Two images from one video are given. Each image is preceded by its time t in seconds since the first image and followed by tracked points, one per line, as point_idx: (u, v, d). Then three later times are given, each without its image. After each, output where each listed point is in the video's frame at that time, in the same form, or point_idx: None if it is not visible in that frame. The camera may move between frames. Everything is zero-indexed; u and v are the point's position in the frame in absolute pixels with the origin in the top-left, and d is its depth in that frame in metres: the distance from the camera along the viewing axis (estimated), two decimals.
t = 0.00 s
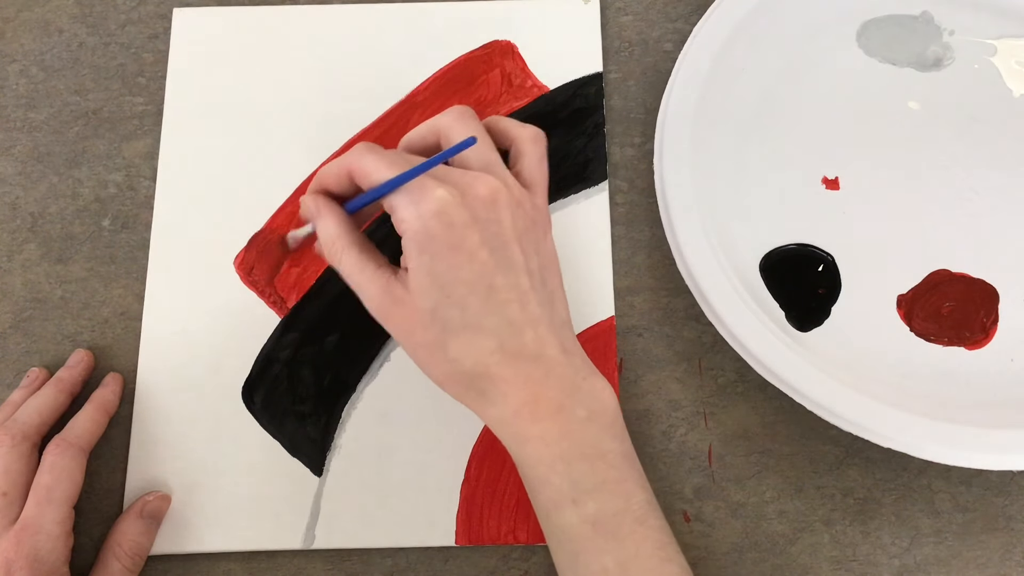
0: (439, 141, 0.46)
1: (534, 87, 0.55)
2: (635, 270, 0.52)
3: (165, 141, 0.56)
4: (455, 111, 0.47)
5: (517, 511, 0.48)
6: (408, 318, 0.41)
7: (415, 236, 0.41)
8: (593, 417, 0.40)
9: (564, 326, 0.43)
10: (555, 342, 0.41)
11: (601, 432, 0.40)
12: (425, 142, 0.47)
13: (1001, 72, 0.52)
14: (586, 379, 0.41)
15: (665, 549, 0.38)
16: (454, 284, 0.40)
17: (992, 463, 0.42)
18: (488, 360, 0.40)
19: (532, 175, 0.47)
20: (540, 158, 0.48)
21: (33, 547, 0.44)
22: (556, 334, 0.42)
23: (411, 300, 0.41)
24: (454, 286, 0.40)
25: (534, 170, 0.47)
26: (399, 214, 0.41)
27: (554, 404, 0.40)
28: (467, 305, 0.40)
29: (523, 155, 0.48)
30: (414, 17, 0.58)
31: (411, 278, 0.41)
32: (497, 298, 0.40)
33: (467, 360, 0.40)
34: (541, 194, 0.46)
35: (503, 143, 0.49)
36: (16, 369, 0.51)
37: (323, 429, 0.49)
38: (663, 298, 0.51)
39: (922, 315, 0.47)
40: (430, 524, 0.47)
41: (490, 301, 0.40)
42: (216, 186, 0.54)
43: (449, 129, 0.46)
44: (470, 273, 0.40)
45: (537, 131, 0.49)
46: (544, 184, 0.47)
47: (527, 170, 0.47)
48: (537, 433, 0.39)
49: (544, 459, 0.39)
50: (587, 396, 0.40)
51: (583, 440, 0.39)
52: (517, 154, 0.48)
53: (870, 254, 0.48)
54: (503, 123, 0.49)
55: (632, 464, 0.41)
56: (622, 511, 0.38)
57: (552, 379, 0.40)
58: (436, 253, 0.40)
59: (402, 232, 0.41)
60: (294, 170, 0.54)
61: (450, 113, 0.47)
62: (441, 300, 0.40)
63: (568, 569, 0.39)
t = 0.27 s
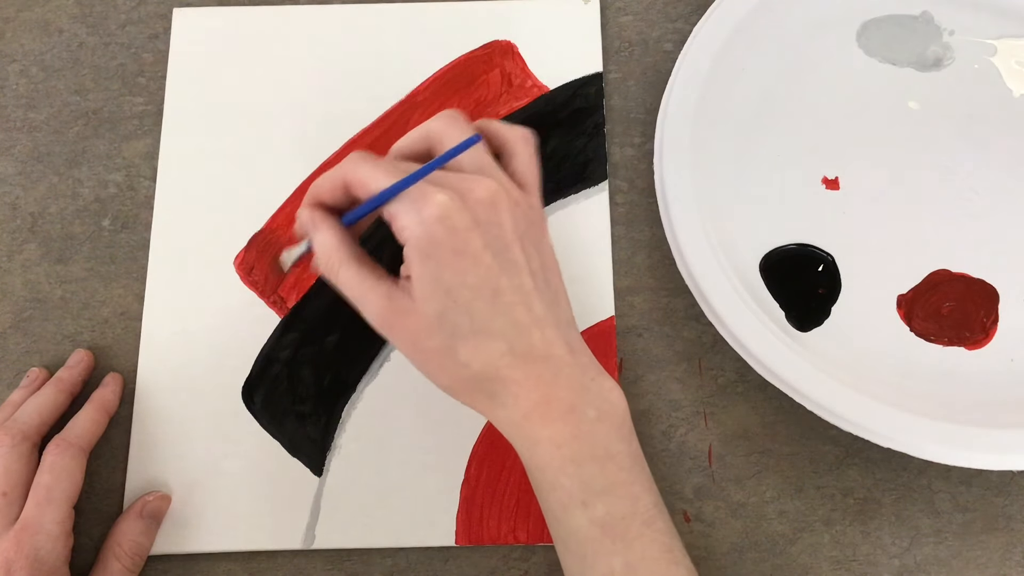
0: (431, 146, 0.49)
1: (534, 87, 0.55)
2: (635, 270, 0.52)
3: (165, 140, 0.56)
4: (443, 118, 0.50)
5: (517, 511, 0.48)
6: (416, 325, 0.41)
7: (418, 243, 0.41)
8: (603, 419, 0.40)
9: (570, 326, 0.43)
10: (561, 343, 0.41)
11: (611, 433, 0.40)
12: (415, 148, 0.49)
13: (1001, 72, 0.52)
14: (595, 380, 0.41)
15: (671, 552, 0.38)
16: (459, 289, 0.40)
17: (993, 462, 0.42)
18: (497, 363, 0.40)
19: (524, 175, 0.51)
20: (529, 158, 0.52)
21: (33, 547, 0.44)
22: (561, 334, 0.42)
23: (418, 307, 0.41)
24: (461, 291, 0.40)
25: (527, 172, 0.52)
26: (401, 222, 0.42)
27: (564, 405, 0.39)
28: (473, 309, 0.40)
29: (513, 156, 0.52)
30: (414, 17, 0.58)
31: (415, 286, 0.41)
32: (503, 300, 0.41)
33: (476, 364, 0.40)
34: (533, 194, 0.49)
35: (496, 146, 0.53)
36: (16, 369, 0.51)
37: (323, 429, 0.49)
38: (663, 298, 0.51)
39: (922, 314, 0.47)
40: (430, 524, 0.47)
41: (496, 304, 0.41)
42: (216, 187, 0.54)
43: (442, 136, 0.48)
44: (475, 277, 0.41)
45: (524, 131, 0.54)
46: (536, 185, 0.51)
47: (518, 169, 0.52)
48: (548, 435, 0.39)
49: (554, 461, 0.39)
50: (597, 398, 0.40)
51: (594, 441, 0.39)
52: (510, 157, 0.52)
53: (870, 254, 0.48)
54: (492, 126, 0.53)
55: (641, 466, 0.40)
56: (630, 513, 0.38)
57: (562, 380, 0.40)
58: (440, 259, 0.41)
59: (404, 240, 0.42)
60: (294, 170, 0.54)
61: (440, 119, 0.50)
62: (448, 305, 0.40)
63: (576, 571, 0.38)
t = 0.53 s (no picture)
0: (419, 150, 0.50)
1: (534, 87, 0.55)
2: (635, 270, 0.52)
3: (165, 140, 0.56)
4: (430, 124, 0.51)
5: (517, 511, 0.48)
6: (415, 334, 0.40)
7: (415, 251, 0.41)
8: (607, 420, 0.40)
9: (572, 327, 0.43)
10: (564, 345, 0.41)
11: (615, 435, 0.40)
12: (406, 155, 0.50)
13: (1001, 73, 0.52)
14: (599, 381, 0.41)
15: (675, 553, 0.38)
16: (458, 296, 0.40)
17: (994, 462, 0.42)
18: (499, 368, 0.40)
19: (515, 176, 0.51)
20: (518, 159, 0.52)
21: (33, 547, 0.44)
22: (564, 335, 0.42)
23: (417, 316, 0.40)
24: (460, 297, 0.40)
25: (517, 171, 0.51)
26: (396, 231, 0.42)
27: (568, 407, 0.40)
28: (473, 315, 0.40)
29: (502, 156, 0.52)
30: (414, 17, 0.58)
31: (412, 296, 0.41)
32: (502, 305, 0.40)
33: (478, 369, 0.40)
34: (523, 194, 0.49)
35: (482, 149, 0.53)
36: (16, 369, 0.51)
37: (323, 429, 0.49)
38: (663, 298, 0.51)
39: (922, 314, 0.47)
40: (430, 524, 0.47)
41: (495, 309, 0.40)
42: (216, 187, 0.54)
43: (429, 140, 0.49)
44: (473, 283, 0.40)
45: (512, 135, 0.54)
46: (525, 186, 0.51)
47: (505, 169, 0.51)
48: (550, 437, 0.39)
49: (558, 463, 0.39)
50: (601, 399, 0.40)
51: (598, 443, 0.39)
52: (499, 157, 0.52)
53: (870, 254, 0.48)
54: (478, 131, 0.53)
55: (644, 467, 0.41)
56: (633, 515, 0.39)
57: (565, 382, 0.40)
58: (438, 267, 0.40)
59: (400, 248, 0.42)
60: (294, 170, 0.54)
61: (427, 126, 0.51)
62: (448, 313, 0.40)
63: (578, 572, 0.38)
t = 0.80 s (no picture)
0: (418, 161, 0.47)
1: (534, 87, 0.55)
2: (635, 270, 0.52)
3: (165, 141, 0.56)
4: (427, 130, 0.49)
5: (517, 511, 0.48)
6: (418, 342, 0.40)
7: (416, 258, 0.40)
8: (609, 424, 0.40)
9: (575, 330, 0.43)
10: (566, 348, 0.41)
11: (617, 439, 0.40)
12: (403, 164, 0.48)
13: (1001, 73, 0.52)
14: (601, 384, 0.41)
15: (677, 557, 0.38)
16: (460, 301, 0.40)
17: (994, 462, 0.42)
18: (502, 373, 0.39)
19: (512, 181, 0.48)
20: (514, 164, 0.50)
21: (33, 547, 0.44)
22: (568, 339, 0.42)
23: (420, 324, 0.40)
24: (462, 303, 0.40)
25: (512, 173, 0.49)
26: (396, 240, 0.41)
27: (571, 411, 0.40)
28: (475, 320, 0.40)
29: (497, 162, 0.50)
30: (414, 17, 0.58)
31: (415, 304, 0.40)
32: (504, 309, 0.40)
33: (481, 374, 0.40)
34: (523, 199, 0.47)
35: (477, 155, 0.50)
36: (16, 368, 0.51)
37: (323, 429, 0.49)
38: (663, 298, 0.51)
39: (922, 314, 0.47)
40: (430, 524, 0.47)
41: (498, 314, 0.40)
42: (216, 187, 0.54)
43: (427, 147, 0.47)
44: (475, 288, 0.40)
45: (506, 140, 0.52)
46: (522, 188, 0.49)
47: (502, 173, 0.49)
48: (554, 441, 0.39)
49: (561, 467, 0.39)
50: (603, 403, 0.41)
51: (601, 447, 0.39)
52: (495, 163, 0.50)
53: (870, 254, 0.48)
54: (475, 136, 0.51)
55: (647, 471, 0.41)
56: (636, 519, 0.39)
57: (568, 386, 0.40)
58: (439, 274, 0.40)
59: (400, 256, 0.41)
60: (294, 170, 0.54)
61: (423, 132, 0.48)
62: (450, 319, 0.40)
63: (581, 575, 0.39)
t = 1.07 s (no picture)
0: (420, 165, 0.47)
1: (534, 87, 0.55)
2: (635, 270, 0.52)
3: (165, 141, 0.56)
4: (432, 134, 0.47)
5: (517, 511, 0.48)
6: (420, 346, 0.40)
7: (418, 263, 0.40)
8: (611, 429, 0.40)
9: (574, 334, 0.43)
10: (567, 354, 0.41)
11: (618, 444, 0.40)
12: (406, 168, 0.47)
13: (1001, 72, 0.52)
14: (602, 389, 0.41)
15: (677, 562, 0.38)
16: (461, 307, 0.40)
17: (994, 463, 0.42)
18: (504, 379, 0.39)
19: (512, 186, 0.47)
20: (517, 169, 0.48)
21: (33, 547, 0.44)
22: (568, 343, 0.41)
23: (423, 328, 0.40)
24: (464, 309, 0.40)
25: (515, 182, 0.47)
26: (399, 243, 0.41)
27: (572, 415, 0.39)
28: (477, 326, 0.40)
29: (500, 168, 0.47)
30: (414, 17, 0.58)
31: (416, 308, 0.40)
32: (507, 315, 0.40)
33: (482, 380, 0.40)
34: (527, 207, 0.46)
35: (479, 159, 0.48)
36: (16, 368, 0.51)
37: (323, 429, 0.49)
38: (663, 298, 0.51)
39: (922, 314, 0.47)
40: (430, 524, 0.47)
41: (499, 320, 0.40)
42: (216, 187, 0.54)
43: (430, 153, 0.46)
44: (477, 294, 0.40)
45: (508, 143, 0.49)
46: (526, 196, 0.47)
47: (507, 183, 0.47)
48: (555, 446, 0.39)
49: (561, 471, 0.39)
50: (605, 408, 0.40)
51: (601, 452, 0.39)
52: (496, 168, 0.47)
53: (870, 254, 0.48)
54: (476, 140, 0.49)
55: (647, 475, 0.41)
56: (637, 524, 0.39)
57: (569, 392, 0.40)
58: (441, 280, 0.40)
59: (404, 262, 0.41)
60: (294, 170, 0.54)
61: (427, 135, 0.47)
62: (452, 324, 0.40)
63: None
